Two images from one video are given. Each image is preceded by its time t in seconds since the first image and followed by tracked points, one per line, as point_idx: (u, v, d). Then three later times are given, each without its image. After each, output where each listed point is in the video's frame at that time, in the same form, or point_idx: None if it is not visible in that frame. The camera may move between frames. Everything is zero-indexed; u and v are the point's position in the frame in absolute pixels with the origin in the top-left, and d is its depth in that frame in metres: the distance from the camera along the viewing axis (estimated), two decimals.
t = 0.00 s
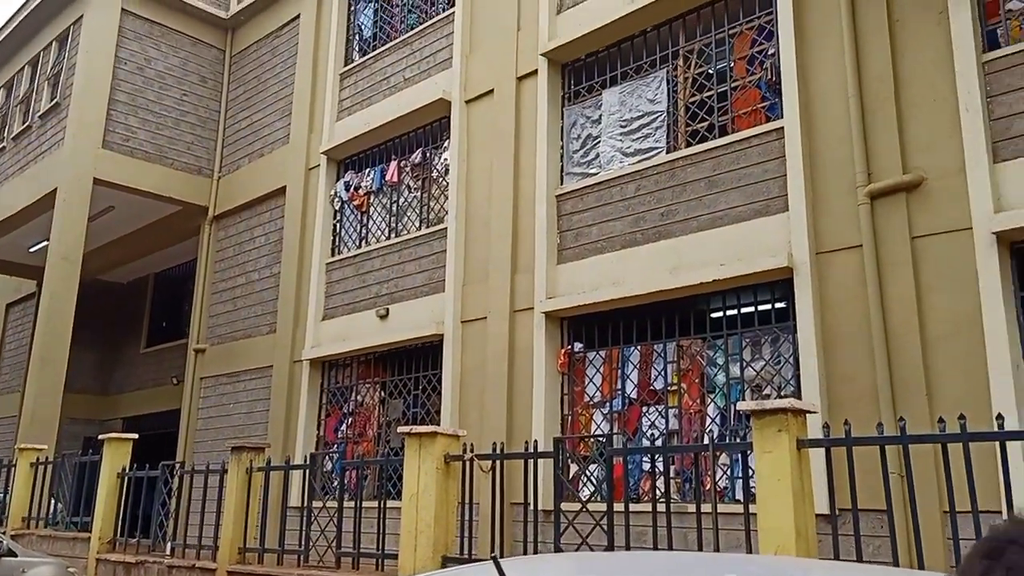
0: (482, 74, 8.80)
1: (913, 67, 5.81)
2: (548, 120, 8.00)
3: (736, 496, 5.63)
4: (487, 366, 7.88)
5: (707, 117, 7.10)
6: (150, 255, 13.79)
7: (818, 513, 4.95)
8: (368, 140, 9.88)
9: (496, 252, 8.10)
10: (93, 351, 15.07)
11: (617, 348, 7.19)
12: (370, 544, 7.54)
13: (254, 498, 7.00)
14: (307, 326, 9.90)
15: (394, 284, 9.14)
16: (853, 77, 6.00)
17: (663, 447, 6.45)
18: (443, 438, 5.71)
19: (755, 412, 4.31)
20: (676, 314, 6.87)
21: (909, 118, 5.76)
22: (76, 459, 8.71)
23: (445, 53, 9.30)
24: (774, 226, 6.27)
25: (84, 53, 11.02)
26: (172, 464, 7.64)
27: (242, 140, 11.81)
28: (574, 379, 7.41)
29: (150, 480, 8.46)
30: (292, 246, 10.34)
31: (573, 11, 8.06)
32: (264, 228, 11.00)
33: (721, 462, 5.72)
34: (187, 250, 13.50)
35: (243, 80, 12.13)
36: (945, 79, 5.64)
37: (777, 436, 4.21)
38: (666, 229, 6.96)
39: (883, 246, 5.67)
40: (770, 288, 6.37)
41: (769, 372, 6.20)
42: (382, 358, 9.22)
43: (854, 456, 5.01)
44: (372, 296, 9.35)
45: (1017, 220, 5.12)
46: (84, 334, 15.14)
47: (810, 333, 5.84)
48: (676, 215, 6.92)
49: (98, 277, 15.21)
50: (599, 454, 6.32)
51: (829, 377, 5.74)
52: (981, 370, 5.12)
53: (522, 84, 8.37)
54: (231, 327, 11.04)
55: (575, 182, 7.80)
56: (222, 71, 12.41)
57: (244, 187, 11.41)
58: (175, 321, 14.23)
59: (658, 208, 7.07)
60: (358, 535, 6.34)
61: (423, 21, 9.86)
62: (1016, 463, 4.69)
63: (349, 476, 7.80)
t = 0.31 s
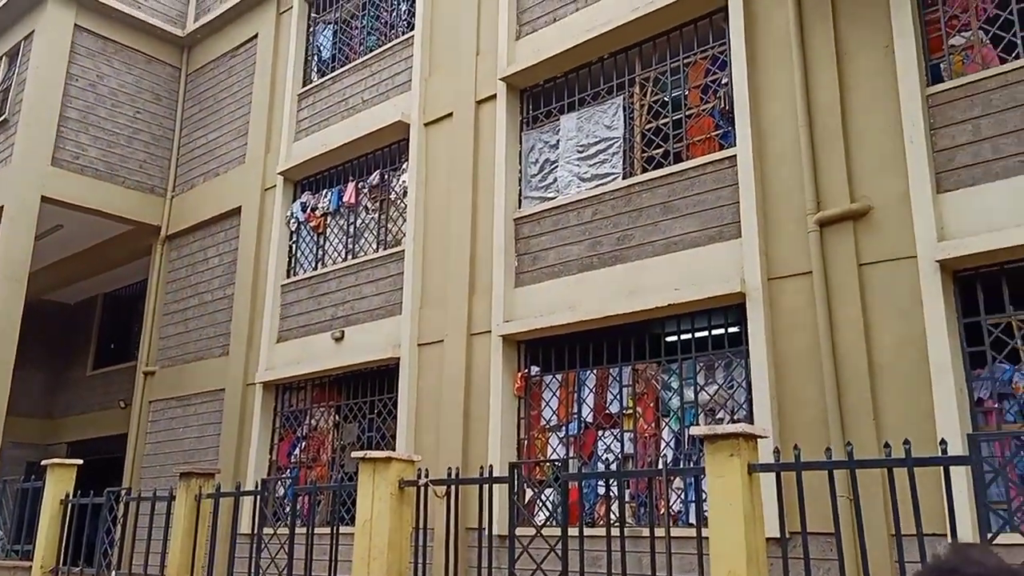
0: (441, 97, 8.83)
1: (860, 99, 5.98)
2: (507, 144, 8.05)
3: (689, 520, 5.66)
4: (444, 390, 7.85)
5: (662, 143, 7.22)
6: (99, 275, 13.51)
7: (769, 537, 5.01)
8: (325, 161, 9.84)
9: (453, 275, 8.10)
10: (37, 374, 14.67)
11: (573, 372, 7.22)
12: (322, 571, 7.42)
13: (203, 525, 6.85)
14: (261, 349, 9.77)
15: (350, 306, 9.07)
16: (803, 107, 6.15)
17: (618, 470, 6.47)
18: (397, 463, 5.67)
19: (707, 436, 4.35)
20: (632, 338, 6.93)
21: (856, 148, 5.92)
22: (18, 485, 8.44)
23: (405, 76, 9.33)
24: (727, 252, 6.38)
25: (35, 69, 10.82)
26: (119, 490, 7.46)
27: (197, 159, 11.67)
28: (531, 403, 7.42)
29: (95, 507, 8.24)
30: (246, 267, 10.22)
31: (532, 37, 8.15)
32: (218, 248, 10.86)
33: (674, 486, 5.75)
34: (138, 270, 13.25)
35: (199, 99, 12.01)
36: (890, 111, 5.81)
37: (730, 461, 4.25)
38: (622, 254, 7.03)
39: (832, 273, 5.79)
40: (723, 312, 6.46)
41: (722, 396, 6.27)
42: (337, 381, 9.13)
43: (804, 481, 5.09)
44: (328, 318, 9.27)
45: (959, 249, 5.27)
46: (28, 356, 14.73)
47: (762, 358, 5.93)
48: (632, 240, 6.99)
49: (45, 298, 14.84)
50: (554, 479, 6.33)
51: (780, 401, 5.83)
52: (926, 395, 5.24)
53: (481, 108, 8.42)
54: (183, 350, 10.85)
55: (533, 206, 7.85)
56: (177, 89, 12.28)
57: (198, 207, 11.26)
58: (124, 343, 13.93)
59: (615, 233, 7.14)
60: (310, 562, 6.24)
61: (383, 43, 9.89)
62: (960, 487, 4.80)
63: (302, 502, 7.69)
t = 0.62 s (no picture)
0: (405, 116, 8.84)
1: (817, 127, 6.10)
2: (470, 164, 8.07)
3: (648, 542, 5.68)
4: (404, 410, 7.80)
5: (624, 166, 7.30)
6: (53, 291, 13.23)
7: (726, 559, 5.04)
8: (288, 178, 9.78)
9: (416, 295, 8.07)
10: None
11: (534, 394, 7.22)
12: None
13: (155, 548, 6.70)
14: (218, 367, 9.62)
15: (311, 325, 8.98)
16: (762, 133, 6.26)
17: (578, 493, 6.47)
18: (355, 484, 5.62)
19: (665, 459, 4.37)
20: (593, 360, 6.96)
21: (813, 175, 6.03)
22: None
23: (369, 95, 9.33)
24: (688, 275, 6.44)
25: None
26: (68, 512, 7.26)
27: (157, 174, 11.53)
28: (491, 424, 7.40)
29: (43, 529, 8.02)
30: (205, 284, 10.09)
31: (497, 59, 8.20)
32: (177, 265, 10.72)
33: (634, 508, 5.77)
34: (94, 286, 13.00)
35: (160, 113, 11.90)
36: (846, 139, 5.94)
37: (687, 484, 4.28)
38: (584, 275, 7.07)
39: (789, 297, 5.88)
40: (683, 334, 6.51)
41: (681, 419, 6.31)
42: (296, 401, 9.03)
43: (761, 504, 5.13)
44: (288, 337, 9.17)
45: (912, 275, 5.39)
46: None
47: (720, 380, 5.99)
48: (594, 262, 7.04)
49: None
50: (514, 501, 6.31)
51: (738, 424, 5.88)
52: (879, 419, 5.33)
53: (446, 129, 8.44)
54: (138, 368, 10.65)
55: (497, 227, 7.87)
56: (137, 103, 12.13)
57: (157, 223, 11.11)
58: (78, 361, 13.63)
59: (577, 255, 7.18)
60: None
61: (348, 61, 9.89)
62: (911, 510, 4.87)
63: (257, 524, 7.57)
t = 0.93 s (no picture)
0: (370, 131, 8.83)
1: (776, 151, 6.21)
2: (435, 180, 8.07)
3: (606, 561, 5.69)
4: (364, 426, 7.74)
5: (588, 186, 7.35)
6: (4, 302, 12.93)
7: None
8: (250, 191, 9.69)
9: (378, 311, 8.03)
10: None
11: (495, 411, 7.21)
12: None
13: (105, 566, 6.55)
14: (174, 382, 9.47)
15: (270, 339, 8.89)
16: (723, 156, 6.35)
17: (537, 511, 6.46)
18: (312, 502, 5.57)
19: (624, 478, 4.39)
20: (554, 377, 6.97)
21: (772, 197, 6.13)
22: None
23: (334, 108, 9.30)
24: (649, 294, 6.49)
25: None
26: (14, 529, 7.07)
27: (115, 184, 11.36)
28: (452, 441, 7.37)
29: None
30: (163, 297, 9.94)
31: (463, 77, 8.23)
32: (134, 277, 10.55)
33: (592, 527, 5.78)
34: (47, 297, 12.74)
35: (120, 123, 11.74)
36: (804, 164, 6.05)
37: (645, 503, 4.30)
38: (547, 293, 7.09)
39: (748, 317, 5.96)
40: (644, 353, 6.56)
41: (641, 437, 6.34)
42: (254, 416, 8.91)
43: (718, 523, 5.17)
44: (247, 351, 9.05)
45: (867, 297, 5.49)
46: None
47: (680, 399, 6.03)
48: (556, 279, 7.07)
49: None
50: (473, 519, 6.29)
51: (696, 443, 5.92)
52: (833, 439, 5.41)
53: (411, 144, 8.44)
54: (92, 381, 10.45)
55: (460, 243, 7.87)
56: (97, 113, 11.97)
57: (115, 234, 10.93)
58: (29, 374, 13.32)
59: (540, 272, 7.20)
60: None
61: (313, 75, 9.86)
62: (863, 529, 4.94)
63: (212, 542, 7.45)
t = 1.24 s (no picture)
0: (338, 142, 8.79)
1: (740, 169, 6.30)
2: (402, 192, 8.05)
3: None
4: (327, 439, 7.66)
5: (555, 200, 7.38)
6: None
7: None
8: (215, 200, 9.59)
9: (343, 322, 7.98)
10: None
11: (459, 425, 7.18)
12: None
13: None
14: (133, 392, 9.30)
15: (233, 350, 8.78)
16: (688, 173, 6.43)
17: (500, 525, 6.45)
18: (272, 515, 5.51)
19: (586, 492, 4.40)
20: (519, 391, 6.96)
21: (735, 214, 6.21)
22: None
23: (302, 118, 9.25)
24: (614, 309, 6.53)
25: None
26: None
27: (76, 191, 11.18)
28: (416, 455, 7.33)
29: None
30: (123, 306, 9.79)
31: (432, 89, 8.24)
32: (93, 285, 10.38)
33: (555, 541, 5.77)
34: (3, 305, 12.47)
35: (82, 129, 11.56)
36: (767, 182, 6.14)
37: (607, 518, 4.31)
38: (513, 306, 7.10)
39: (711, 333, 6.02)
40: (608, 367, 6.59)
41: (604, 451, 6.36)
42: (215, 429, 8.79)
43: (679, 538, 5.20)
44: (209, 362, 8.92)
45: (827, 315, 5.57)
46: None
47: (643, 414, 6.06)
48: (522, 293, 7.08)
49: None
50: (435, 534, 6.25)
51: (659, 457, 5.95)
52: (793, 454, 5.47)
53: (379, 155, 8.42)
54: (48, 391, 10.24)
55: (427, 256, 7.84)
56: (58, 118, 11.80)
57: (75, 241, 10.75)
58: None
59: (506, 286, 7.21)
60: None
61: (281, 85, 9.80)
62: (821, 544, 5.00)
63: (168, 556, 7.31)
